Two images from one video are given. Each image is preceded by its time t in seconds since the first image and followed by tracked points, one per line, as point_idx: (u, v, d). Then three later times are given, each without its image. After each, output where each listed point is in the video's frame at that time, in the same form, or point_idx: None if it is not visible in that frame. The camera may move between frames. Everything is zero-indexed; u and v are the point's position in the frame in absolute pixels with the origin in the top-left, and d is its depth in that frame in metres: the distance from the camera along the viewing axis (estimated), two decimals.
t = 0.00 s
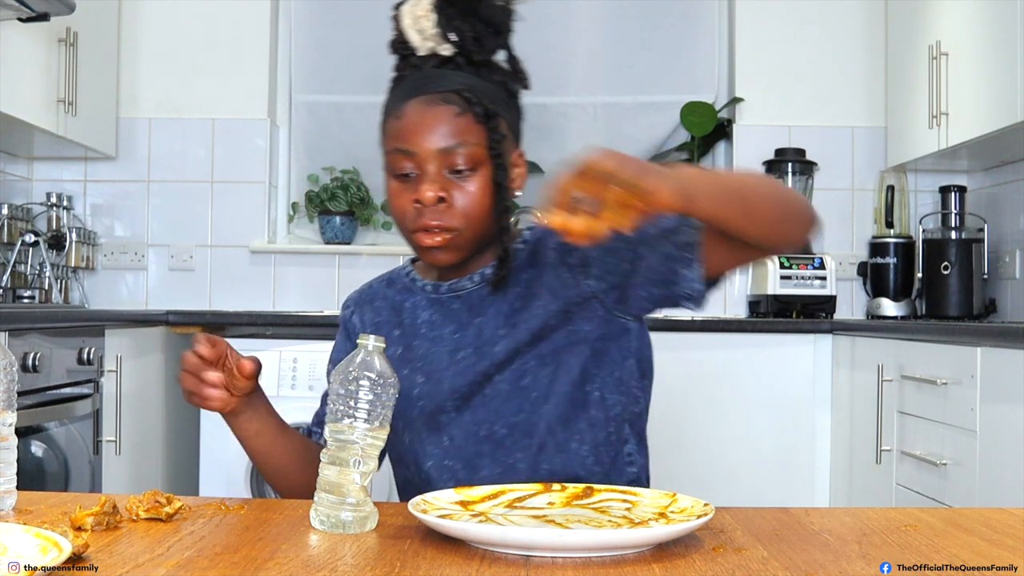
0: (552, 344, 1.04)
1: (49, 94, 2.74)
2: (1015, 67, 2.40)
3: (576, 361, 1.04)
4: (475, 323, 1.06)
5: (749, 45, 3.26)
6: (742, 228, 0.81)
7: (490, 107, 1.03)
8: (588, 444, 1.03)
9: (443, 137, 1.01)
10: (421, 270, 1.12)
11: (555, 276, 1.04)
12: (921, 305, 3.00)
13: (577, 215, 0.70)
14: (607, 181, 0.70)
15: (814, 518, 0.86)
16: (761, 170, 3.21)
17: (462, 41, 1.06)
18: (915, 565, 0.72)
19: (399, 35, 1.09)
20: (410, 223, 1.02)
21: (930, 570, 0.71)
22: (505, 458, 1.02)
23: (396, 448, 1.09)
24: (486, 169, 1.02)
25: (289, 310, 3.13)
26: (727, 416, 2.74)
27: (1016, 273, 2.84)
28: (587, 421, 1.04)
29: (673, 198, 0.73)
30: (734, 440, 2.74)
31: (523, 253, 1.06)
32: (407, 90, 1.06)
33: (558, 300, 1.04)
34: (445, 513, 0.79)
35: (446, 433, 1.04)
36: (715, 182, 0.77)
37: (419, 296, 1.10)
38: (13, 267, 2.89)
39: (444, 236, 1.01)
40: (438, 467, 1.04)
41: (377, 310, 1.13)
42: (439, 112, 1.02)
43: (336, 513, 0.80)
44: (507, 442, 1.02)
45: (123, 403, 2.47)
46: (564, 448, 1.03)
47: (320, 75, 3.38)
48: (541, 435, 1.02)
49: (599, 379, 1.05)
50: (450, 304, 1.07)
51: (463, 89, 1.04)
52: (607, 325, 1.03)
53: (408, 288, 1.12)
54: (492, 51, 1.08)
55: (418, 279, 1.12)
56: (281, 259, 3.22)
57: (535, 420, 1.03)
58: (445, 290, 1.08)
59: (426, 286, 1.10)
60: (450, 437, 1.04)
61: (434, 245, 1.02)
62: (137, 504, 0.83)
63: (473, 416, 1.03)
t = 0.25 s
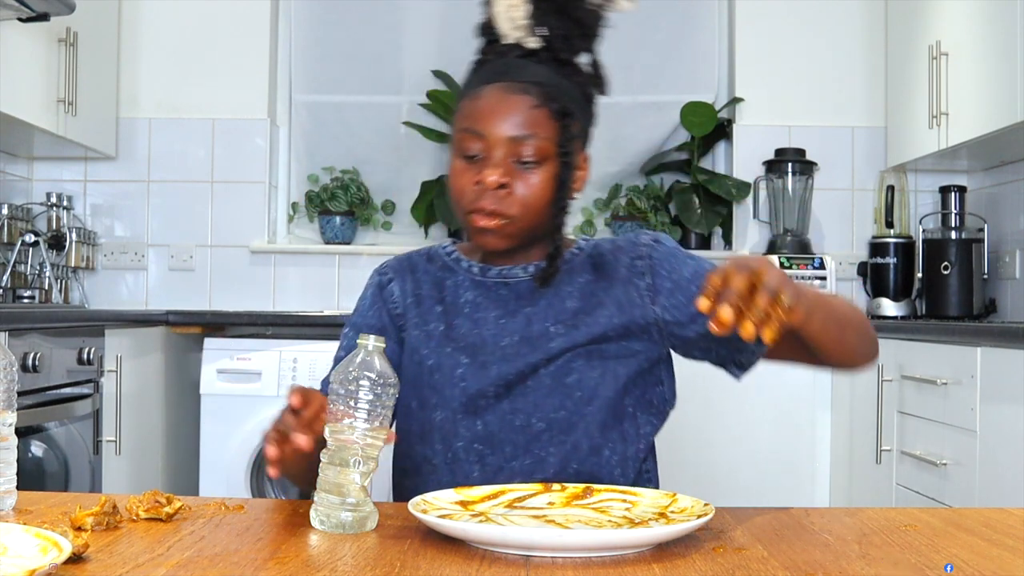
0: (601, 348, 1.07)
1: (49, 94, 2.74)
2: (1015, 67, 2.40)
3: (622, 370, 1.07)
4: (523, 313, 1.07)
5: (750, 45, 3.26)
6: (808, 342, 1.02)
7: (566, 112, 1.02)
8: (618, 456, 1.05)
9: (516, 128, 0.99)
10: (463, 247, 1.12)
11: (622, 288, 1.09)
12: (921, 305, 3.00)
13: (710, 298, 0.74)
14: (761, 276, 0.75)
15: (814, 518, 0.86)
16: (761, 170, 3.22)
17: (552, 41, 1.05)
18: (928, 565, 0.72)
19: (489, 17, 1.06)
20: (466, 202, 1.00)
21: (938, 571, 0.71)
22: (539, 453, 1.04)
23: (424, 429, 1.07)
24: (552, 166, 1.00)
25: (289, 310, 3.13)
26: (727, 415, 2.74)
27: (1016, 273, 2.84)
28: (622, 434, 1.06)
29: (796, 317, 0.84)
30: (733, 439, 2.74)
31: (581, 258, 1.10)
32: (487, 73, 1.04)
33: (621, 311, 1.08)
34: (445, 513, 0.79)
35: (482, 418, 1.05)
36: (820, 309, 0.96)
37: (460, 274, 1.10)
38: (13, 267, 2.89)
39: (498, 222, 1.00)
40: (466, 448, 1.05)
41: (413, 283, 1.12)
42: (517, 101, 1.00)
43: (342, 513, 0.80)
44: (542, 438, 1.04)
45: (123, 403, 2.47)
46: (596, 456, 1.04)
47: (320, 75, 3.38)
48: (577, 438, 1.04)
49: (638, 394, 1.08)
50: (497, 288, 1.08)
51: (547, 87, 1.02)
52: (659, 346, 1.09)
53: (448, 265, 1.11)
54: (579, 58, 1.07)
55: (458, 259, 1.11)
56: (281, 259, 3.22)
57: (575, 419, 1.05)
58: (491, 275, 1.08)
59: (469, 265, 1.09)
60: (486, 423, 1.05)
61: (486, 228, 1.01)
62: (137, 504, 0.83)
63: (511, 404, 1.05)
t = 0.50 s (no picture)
0: (632, 357, 1.14)
1: (49, 94, 2.74)
2: (1015, 67, 2.40)
3: (651, 384, 1.14)
4: (558, 316, 1.14)
5: (750, 45, 3.26)
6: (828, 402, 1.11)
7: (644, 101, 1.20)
8: (644, 471, 1.12)
9: (611, 97, 1.15)
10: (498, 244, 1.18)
11: (658, 303, 1.16)
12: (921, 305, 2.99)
13: (758, 344, 0.82)
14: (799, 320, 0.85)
15: (814, 518, 0.86)
16: (761, 170, 3.22)
17: (624, 54, 1.21)
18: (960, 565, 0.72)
19: (564, 34, 1.23)
20: (563, 158, 1.12)
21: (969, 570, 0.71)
22: (565, 459, 1.10)
23: (452, 431, 1.11)
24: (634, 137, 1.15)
25: (288, 310, 3.13)
26: (727, 415, 2.74)
27: (1016, 273, 2.84)
28: (647, 446, 1.13)
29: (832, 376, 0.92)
30: (733, 439, 2.74)
31: (619, 265, 1.18)
32: (571, 58, 1.20)
33: (657, 326, 1.15)
34: (445, 513, 0.79)
35: (511, 423, 1.10)
36: (856, 367, 1.04)
37: (496, 271, 1.16)
38: (13, 267, 2.89)
39: (592, 176, 1.11)
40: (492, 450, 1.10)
41: (447, 279, 1.17)
42: (604, 77, 1.16)
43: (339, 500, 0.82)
44: (569, 445, 1.10)
45: (123, 403, 2.47)
46: (622, 467, 1.11)
47: (321, 75, 3.38)
48: (605, 448, 1.10)
49: (665, 408, 1.15)
50: (530, 288, 1.15)
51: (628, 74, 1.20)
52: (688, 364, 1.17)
53: (484, 263, 1.17)
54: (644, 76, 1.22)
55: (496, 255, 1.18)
56: (281, 259, 3.22)
57: (604, 429, 1.11)
58: (526, 274, 1.15)
59: (504, 263, 1.16)
60: (515, 429, 1.10)
61: (580, 182, 1.11)
62: (137, 504, 0.83)
63: (542, 409, 1.11)
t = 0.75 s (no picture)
0: (639, 363, 1.11)
1: (49, 94, 2.74)
2: (1015, 67, 2.40)
3: (659, 388, 1.11)
4: (562, 322, 1.11)
5: (750, 45, 3.26)
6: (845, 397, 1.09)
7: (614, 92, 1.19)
8: (651, 476, 1.10)
9: (573, 92, 1.14)
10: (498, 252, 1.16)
11: (665, 304, 1.13)
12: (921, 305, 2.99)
13: (794, 355, 0.82)
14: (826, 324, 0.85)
15: (814, 518, 0.86)
16: (761, 170, 3.22)
17: (596, 49, 1.23)
18: (958, 565, 0.72)
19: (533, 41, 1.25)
20: (532, 150, 1.09)
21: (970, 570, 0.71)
22: (572, 466, 1.08)
23: (456, 434, 1.11)
24: (607, 125, 1.14)
25: (288, 311, 3.13)
26: (727, 415, 2.74)
27: (1016, 273, 2.84)
28: (656, 452, 1.11)
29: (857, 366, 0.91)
30: (733, 439, 2.74)
31: (622, 265, 1.14)
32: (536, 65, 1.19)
33: (663, 328, 1.12)
34: (445, 513, 0.79)
35: (518, 431, 1.09)
36: (877, 363, 1.04)
37: (499, 277, 1.14)
38: (13, 267, 2.89)
39: (565, 163, 1.09)
40: (498, 457, 1.09)
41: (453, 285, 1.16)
42: (570, 76, 1.15)
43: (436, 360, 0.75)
44: (574, 450, 1.09)
45: (123, 403, 2.47)
46: (630, 473, 1.09)
47: (320, 75, 3.38)
48: (609, 455, 1.08)
49: (674, 412, 1.12)
50: (534, 293, 1.13)
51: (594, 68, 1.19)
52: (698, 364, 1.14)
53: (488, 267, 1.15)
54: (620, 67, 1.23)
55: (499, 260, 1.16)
56: (281, 259, 3.22)
57: (611, 436, 1.09)
58: (530, 279, 1.13)
59: (508, 269, 1.14)
60: (522, 437, 1.09)
61: (553, 170, 1.08)
62: (137, 504, 0.83)
63: (548, 416, 1.09)
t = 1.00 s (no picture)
0: (631, 362, 1.11)
1: (49, 94, 2.74)
2: (1015, 67, 2.40)
3: (650, 386, 1.11)
4: (554, 324, 1.11)
5: (750, 45, 3.26)
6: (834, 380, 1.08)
7: (590, 93, 1.12)
8: (643, 475, 1.11)
9: (539, 100, 1.07)
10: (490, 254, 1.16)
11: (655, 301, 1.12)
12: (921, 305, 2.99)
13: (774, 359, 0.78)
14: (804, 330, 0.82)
15: (814, 518, 0.86)
16: (761, 170, 3.22)
17: (588, 41, 1.18)
18: (924, 565, 0.72)
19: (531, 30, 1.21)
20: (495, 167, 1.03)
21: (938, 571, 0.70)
22: (565, 466, 1.08)
23: (448, 432, 1.11)
24: (578, 134, 1.08)
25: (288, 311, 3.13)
26: (727, 415, 2.74)
27: (1016, 273, 2.83)
28: (647, 451, 1.11)
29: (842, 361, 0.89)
30: (733, 439, 2.74)
31: (613, 263, 1.13)
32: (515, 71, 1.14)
33: (655, 326, 1.11)
34: (445, 513, 0.79)
35: (511, 429, 1.09)
36: (859, 351, 1.02)
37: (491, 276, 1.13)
38: (13, 267, 2.89)
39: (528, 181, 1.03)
40: (490, 456, 1.10)
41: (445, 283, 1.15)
42: (543, 81, 1.09)
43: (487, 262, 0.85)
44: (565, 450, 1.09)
45: (123, 403, 2.47)
46: (622, 472, 1.10)
47: (320, 75, 3.38)
48: (601, 455, 1.08)
49: (665, 410, 1.13)
50: (527, 293, 1.12)
51: (569, 71, 1.12)
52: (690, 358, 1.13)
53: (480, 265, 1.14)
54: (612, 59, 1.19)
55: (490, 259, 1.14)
56: (281, 259, 3.22)
57: (604, 435, 1.09)
58: (523, 279, 1.12)
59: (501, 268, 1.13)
60: (514, 435, 1.09)
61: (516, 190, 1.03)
62: (137, 504, 0.83)
63: (540, 415, 1.09)
